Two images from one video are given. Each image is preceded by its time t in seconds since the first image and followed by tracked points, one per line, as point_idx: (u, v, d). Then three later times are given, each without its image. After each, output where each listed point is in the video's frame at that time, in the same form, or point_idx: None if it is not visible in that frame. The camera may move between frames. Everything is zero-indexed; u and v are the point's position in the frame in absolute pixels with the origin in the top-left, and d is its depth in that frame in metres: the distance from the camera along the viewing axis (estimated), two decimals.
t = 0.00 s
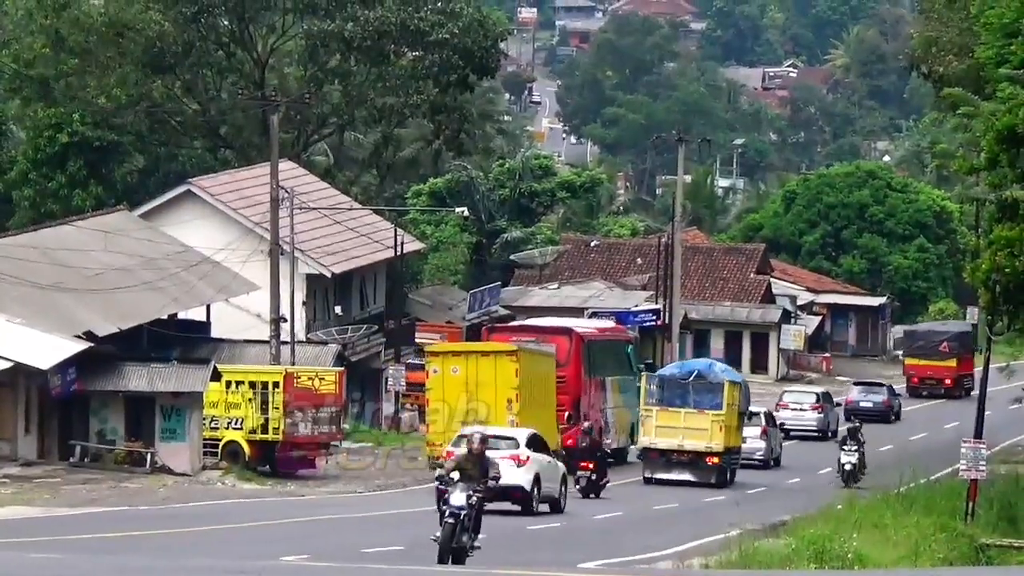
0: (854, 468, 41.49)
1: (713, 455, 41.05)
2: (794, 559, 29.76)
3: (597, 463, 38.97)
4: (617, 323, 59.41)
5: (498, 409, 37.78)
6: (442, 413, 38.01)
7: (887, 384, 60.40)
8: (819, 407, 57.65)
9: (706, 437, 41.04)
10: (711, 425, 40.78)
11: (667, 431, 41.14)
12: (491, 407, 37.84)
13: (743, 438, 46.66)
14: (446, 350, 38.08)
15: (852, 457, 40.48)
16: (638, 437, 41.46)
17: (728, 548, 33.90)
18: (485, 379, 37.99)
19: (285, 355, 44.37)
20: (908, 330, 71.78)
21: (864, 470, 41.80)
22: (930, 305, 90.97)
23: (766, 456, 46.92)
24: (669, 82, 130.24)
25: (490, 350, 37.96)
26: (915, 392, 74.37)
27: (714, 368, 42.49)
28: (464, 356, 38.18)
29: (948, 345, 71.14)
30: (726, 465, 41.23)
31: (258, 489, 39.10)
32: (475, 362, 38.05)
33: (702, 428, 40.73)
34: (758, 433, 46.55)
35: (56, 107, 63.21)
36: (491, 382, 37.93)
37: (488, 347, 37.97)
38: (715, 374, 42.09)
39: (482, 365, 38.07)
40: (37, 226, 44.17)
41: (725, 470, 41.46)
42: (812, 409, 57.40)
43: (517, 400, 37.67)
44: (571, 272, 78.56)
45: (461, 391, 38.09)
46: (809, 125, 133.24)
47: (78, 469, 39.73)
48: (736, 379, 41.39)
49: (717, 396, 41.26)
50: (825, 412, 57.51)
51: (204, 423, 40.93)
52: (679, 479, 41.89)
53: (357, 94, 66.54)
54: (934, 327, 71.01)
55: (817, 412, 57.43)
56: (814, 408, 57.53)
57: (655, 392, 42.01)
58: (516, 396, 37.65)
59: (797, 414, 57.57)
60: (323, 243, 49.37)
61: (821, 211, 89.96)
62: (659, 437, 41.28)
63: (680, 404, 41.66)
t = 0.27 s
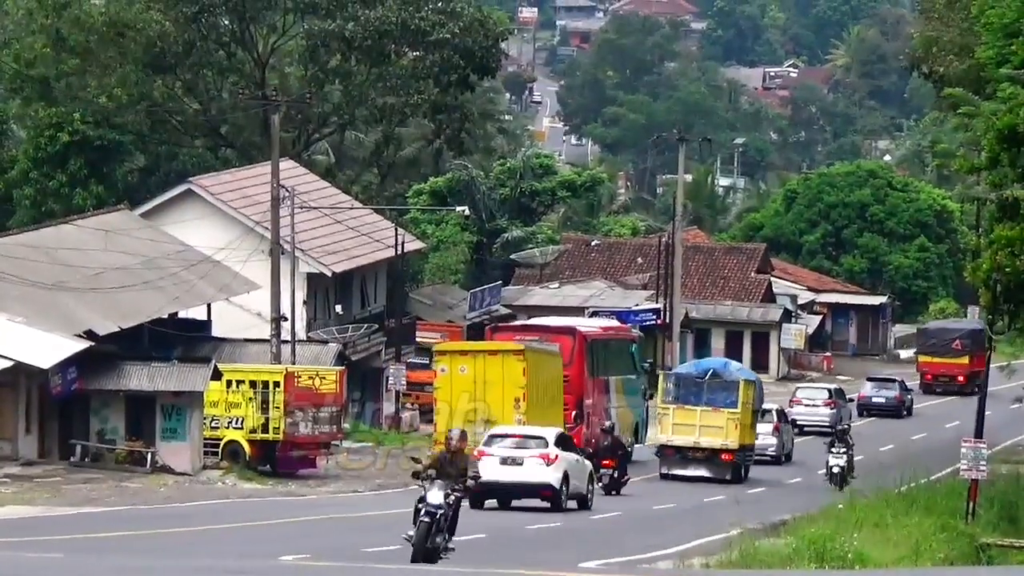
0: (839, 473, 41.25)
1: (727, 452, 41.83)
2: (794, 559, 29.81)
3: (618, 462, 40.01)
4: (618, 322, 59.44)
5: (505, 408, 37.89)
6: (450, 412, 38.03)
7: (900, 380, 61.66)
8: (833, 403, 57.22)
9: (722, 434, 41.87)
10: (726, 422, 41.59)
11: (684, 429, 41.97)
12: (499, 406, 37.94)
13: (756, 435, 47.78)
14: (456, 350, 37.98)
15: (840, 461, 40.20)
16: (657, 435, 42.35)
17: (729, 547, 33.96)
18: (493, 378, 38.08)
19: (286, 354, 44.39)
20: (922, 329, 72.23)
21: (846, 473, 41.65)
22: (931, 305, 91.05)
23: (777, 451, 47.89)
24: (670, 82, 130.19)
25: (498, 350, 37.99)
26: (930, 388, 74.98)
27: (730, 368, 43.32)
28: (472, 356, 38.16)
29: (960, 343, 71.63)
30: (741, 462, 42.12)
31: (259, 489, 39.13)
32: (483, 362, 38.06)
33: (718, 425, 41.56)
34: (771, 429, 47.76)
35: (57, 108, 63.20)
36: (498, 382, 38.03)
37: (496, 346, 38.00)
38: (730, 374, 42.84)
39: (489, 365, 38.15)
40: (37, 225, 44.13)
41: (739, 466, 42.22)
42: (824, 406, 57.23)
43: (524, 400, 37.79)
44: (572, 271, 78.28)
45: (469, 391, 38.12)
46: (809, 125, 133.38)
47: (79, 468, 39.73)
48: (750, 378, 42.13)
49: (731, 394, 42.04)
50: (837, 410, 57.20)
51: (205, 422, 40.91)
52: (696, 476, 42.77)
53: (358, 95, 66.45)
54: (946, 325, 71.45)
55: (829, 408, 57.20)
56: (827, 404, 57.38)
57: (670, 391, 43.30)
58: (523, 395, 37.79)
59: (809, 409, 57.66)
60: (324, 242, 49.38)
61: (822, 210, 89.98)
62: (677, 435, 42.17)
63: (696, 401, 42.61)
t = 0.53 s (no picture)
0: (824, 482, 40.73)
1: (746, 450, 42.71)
2: (795, 562, 29.85)
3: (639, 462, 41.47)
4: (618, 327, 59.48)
5: (514, 411, 37.62)
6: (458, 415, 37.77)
7: (915, 380, 63.57)
8: (848, 402, 56.73)
9: (739, 433, 42.81)
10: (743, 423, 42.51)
11: (703, 428, 42.92)
12: (507, 409, 37.62)
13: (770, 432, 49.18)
14: (466, 353, 37.82)
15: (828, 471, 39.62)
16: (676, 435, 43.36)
17: (730, 550, 33.97)
18: (501, 381, 37.82)
19: (287, 358, 44.40)
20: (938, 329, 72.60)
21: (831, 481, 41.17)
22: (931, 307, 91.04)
23: (791, 450, 49.45)
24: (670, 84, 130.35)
25: (507, 353, 37.76)
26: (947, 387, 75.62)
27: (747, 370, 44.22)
28: (481, 359, 37.94)
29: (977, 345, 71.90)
30: (758, 462, 43.17)
31: (260, 493, 39.12)
32: (493, 366, 37.81)
33: (735, 425, 42.49)
34: (784, 427, 49.04)
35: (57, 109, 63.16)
36: (506, 386, 37.75)
37: (505, 350, 37.78)
38: (746, 375, 43.69)
39: (498, 369, 37.90)
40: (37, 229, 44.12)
41: (756, 465, 43.23)
42: (841, 405, 56.62)
43: (533, 403, 37.57)
44: (572, 275, 78.15)
45: (478, 395, 37.87)
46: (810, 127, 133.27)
47: (79, 472, 39.75)
48: (767, 380, 42.97)
49: (747, 394, 42.92)
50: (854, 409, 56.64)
51: (206, 425, 40.95)
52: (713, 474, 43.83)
53: (358, 97, 66.26)
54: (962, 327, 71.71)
55: (845, 406, 56.63)
56: (844, 404, 56.73)
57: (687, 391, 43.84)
58: (532, 398, 37.57)
59: (825, 408, 56.97)
60: (324, 245, 49.37)
61: (823, 213, 89.98)
62: (694, 434, 43.12)
63: (712, 402, 43.33)
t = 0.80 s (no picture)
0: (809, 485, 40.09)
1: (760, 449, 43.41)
2: (795, 563, 29.85)
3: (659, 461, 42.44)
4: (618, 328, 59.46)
5: (521, 413, 37.70)
6: (466, 417, 37.87)
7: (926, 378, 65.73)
8: (861, 400, 58.78)
9: (753, 432, 43.47)
10: (758, 422, 43.13)
11: (718, 427, 43.58)
12: (514, 411, 37.73)
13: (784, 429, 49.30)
14: (473, 356, 37.79)
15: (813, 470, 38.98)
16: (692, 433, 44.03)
17: (729, 552, 33.96)
18: (508, 383, 37.83)
19: (286, 360, 44.37)
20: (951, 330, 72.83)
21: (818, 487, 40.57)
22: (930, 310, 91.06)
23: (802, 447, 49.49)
24: (669, 87, 130.33)
25: (514, 355, 37.70)
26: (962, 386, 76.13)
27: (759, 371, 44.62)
28: (488, 361, 37.93)
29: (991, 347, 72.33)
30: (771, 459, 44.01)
31: (259, 494, 39.12)
32: (500, 368, 37.78)
33: (749, 425, 43.11)
34: (796, 425, 49.16)
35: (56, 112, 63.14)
36: (513, 388, 37.79)
37: (512, 352, 37.74)
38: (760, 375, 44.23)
39: (505, 370, 37.88)
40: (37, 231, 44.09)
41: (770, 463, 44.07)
42: (855, 401, 58.91)
43: (539, 405, 37.61)
44: (571, 277, 78.37)
45: (486, 397, 37.90)
46: (810, 129, 133.25)
47: (78, 474, 39.76)
48: (780, 380, 43.38)
49: (760, 394, 43.35)
50: (867, 405, 58.76)
51: (205, 427, 40.94)
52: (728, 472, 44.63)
53: (357, 100, 66.25)
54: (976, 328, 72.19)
55: (859, 403, 58.67)
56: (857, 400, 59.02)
57: (702, 391, 44.27)
58: (539, 401, 37.60)
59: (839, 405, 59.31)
60: (323, 248, 49.34)
61: (822, 215, 89.97)
62: (711, 432, 43.79)
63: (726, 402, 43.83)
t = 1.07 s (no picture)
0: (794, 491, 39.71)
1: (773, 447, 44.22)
2: (795, 563, 29.85)
3: (677, 459, 42.82)
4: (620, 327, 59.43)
5: (528, 413, 38.07)
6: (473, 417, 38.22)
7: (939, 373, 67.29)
8: (875, 395, 60.77)
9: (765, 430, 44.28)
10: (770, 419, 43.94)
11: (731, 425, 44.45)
12: (522, 410, 38.07)
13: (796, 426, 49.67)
14: (480, 357, 38.06)
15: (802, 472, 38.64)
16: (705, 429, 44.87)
17: (730, 552, 33.97)
18: (516, 383, 38.06)
19: (287, 359, 44.38)
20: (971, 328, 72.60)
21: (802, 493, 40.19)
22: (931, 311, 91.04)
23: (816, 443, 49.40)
24: (670, 86, 130.31)
25: (521, 355, 37.89)
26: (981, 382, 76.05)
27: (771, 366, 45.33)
28: (496, 361, 38.19)
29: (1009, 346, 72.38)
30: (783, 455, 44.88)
31: (260, 494, 39.13)
32: (508, 369, 37.97)
33: (762, 422, 43.93)
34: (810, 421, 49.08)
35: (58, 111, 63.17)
36: (521, 388, 37.99)
37: (521, 352, 37.96)
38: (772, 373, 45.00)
39: (512, 370, 38.05)
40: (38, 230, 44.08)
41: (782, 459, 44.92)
42: (869, 397, 60.67)
43: (547, 405, 37.96)
44: (572, 276, 78.29)
45: (494, 396, 38.19)
46: (811, 128, 133.22)
47: (80, 473, 39.77)
48: (793, 378, 44.26)
49: (773, 391, 44.26)
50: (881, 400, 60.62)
51: (206, 427, 40.95)
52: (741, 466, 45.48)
53: (358, 99, 66.26)
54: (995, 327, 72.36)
55: (873, 398, 60.64)
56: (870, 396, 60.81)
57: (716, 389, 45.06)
58: (546, 400, 37.92)
59: (853, 399, 61.06)
60: (325, 247, 49.33)
61: (823, 214, 90.00)
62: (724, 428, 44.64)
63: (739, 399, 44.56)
